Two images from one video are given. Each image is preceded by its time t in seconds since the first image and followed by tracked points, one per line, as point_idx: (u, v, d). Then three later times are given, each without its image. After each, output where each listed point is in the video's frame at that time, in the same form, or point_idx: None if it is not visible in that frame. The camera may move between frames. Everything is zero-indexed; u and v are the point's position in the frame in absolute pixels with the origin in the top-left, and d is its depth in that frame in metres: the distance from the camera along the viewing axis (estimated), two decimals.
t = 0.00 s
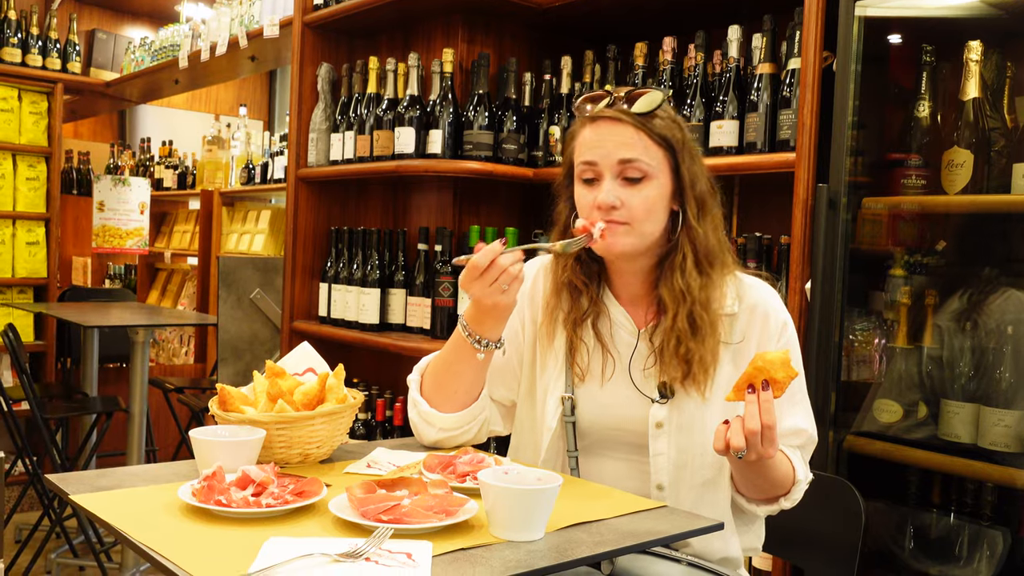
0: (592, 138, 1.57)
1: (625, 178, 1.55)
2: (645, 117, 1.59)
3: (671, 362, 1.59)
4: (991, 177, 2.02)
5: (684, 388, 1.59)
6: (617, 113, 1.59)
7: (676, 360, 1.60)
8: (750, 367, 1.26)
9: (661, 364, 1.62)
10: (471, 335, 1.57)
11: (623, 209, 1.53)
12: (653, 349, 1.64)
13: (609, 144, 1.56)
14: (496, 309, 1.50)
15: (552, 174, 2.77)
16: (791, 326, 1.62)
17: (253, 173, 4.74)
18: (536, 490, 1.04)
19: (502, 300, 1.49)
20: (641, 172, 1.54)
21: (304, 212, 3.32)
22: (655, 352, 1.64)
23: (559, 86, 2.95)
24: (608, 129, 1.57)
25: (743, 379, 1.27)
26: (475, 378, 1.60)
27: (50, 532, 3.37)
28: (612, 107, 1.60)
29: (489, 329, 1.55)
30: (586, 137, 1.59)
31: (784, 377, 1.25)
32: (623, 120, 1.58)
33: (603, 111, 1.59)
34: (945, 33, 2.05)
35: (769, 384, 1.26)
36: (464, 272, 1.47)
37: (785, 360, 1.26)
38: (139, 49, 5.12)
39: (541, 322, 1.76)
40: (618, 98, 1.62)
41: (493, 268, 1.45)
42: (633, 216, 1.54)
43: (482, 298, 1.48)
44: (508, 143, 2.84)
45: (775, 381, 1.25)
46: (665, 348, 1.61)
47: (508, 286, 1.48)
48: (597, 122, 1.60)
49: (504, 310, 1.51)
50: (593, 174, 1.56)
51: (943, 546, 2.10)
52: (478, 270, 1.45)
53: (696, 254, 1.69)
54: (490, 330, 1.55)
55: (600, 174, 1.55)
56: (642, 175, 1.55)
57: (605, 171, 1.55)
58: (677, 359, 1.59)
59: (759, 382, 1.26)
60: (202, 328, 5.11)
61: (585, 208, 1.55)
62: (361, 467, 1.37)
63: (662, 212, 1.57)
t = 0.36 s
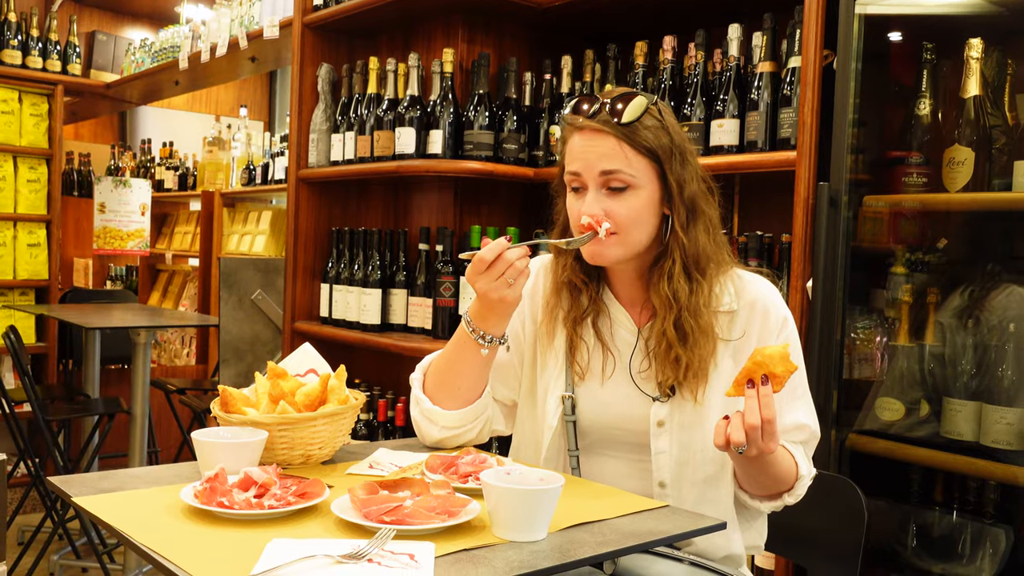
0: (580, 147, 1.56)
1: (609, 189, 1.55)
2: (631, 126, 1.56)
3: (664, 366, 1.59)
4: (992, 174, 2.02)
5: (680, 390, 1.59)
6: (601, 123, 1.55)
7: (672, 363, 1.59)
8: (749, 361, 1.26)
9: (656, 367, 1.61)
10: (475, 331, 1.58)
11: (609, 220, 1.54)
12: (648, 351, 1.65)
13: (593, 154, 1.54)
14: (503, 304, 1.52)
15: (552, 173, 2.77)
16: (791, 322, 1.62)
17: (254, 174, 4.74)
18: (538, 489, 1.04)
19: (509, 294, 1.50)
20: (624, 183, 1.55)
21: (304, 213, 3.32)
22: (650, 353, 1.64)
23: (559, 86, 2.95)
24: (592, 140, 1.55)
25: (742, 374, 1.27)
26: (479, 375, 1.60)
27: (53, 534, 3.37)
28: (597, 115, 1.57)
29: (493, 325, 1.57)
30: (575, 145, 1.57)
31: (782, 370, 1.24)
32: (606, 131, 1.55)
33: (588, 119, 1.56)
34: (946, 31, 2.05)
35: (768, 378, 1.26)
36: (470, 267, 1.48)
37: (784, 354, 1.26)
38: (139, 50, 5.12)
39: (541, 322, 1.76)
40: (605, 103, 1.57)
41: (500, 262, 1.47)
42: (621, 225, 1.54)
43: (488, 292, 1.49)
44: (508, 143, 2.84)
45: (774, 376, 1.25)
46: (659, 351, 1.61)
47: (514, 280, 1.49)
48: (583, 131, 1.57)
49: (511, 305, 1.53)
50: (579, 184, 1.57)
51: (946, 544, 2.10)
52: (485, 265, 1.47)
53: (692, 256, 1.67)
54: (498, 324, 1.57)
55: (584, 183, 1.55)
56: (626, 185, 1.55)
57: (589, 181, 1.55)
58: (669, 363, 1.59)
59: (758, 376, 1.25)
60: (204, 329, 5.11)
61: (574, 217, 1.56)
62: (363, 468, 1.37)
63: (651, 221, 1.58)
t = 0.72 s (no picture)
0: (587, 145, 1.56)
1: (624, 184, 1.55)
2: (641, 122, 1.57)
3: (669, 363, 1.59)
4: (993, 173, 2.02)
5: (684, 388, 1.59)
6: (611, 118, 1.56)
7: (675, 362, 1.59)
8: (751, 361, 1.25)
9: (660, 365, 1.61)
10: (474, 329, 1.58)
11: (623, 216, 1.54)
12: (651, 349, 1.64)
13: (604, 150, 1.55)
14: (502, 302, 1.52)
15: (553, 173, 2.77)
16: (793, 321, 1.63)
17: (255, 174, 4.75)
18: (538, 491, 1.04)
19: (508, 291, 1.50)
20: (638, 178, 1.55)
21: (306, 214, 3.32)
22: (654, 351, 1.63)
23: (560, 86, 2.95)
24: (602, 135, 1.55)
25: (744, 373, 1.27)
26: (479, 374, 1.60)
27: (54, 535, 3.37)
28: (606, 113, 1.58)
29: (492, 323, 1.57)
30: (582, 143, 1.58)
31: (784, 369, 1.24)
32: (617, 126, 1.56)
33: (597, 116, 1.57)
34: (947, 30, 2.05)
35: (770, 378, 1.25)
36: (468, 265, 1.49)
37: (787, 353, 1.24)
38: (140, 51, 5.13)
39: (542, 323, 1.76)
40: (613, 101, 1.58)
41: (499, 258, 1.48)
42: (634, 221, 1.54)
43: (487, 290, 1.49)
44: (509, 143, 2.84)
45: (776, 375, 1.24)
46: (664, 348, 1.61)
47: (513, 277, 1.49)
48: (591, 128, 1.58)
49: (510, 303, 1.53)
50: (591, 181, 1.57)
51: (949, 544, 2.10)
52: (483, 261, 1.47)
53: (694, 255, 1.69)
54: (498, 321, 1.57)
55: (598, 181, 1.56)
56: (640, 179, 1.55)
57: (602, 177, 1.55)
58: (674, 360, 1.59)
59: (760, 376, 1.25)
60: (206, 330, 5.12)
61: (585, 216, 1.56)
62: (365, 469, 1.37)
63: (662, 217, 1.58)
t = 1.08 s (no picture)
0: (606, 136, 1.57)
1: (647, 176, 1.55)
2: (664, 116, 1.60)
3: (673, 360, 1.59)
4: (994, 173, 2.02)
5: (686, 385, 1.59)
6: (633, 110, 1.58)
7: (677, 360, 1.60)
8: (754, 361, 1.27)
9: (662, 362, 1.62)
10: (467, 329, 1.56)
11: (645, 207, 1.53)
12: (654, 346, 1.64)
13: (628, 140, 1.55)
14: (492, 301, 1.49)
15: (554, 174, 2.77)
16: (794, 319, 1.62)
17: (256, 175, 4.75)
18: (539, 491, 1.04)
19: (495, 290, 1.46)
20: (662, 170, 1.55)
21: (306, 215, 3.32)
22: (657, 348, 1.63)
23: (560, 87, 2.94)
24: (621, 126, 1.57)
25: (747, 374, 1.28)
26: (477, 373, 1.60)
27: (56, 536, 3.37)
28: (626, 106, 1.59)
29: (484, 322, 1.54)
30: (600, 135, 1.58)
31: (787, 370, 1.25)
32: (641, 117, 1.58)
33: (617, 108, 1.58)
34: (947, 30, 2.05)
35: (773, 378, 1.26)
36: (453, 266, 1.43)
37: (789, 354, 1.26)
38: (140, 53, 5.14)
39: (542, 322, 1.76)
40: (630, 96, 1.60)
41: (483, 259, 1.42)
42: (656, 214, 1.53)
43: (474, 291, 1.45)
44: (510, 143, 2.83)
45: (779, 375, 1.25)
46: (668, 345, 1.60)
47: (499, 276, 1.45)
48: (610, 121, 1.59)
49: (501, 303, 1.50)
50: (613, 172, 1.56)
51: (951, 544, 2.09)
52: (467, 264, 1.42)
53: (701, 253, 1.69)
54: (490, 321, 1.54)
55: (621, 171, 1.55)
56: (662, 172, 1.55)
57: (627, 168, 1.55)
58: (678, 356, 1.59)
59: (763, 376, 1.26)
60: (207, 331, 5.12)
61: (607, 207, 1.55)
62: (366, 470, 1.37)
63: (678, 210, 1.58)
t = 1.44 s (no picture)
0: (631, 122, 1.60)
1: (667, 165, 1.58)
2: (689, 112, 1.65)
3: (676, 364, 1.60)
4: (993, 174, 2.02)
5: (687, 390, 1.60)
6: (659, 103, 1.63)
7: (680, 363, 1.60)
8: (762, 373, 1.24)
9: (664, 366, 1.62)
10: (452, 329, 1.55)
11: (663, 193, 1.53)
12: (657, 350, 1.64)
13: (652, 127, 1.59)
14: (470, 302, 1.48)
15: (553, 174, 2.77)
16: (794, 329, 1.63)
17: (256, 176, 4.76)
18: (538, 492, 1.04)
19: (468, 291, 1.45)
20: (681, 161, 1.58)
21: (306, 216, 3.32)
22: (660, 352, 1.63)
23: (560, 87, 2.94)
24: (647, 115, 1.61)
25: (755, 387, 1.26)
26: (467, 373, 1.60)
27: (56, 538, 3.36)
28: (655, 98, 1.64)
29: (468, 322, 1.53)
30: (625, 122, 1.62)
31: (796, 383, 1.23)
32: (669, 110, 1.63)
33: (644, 100, 1.63)
34: (946, 30, 2.05)
35: (781, 392, 1.25)
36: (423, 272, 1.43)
37: (798, 367, 1.24)
38: (140, 54, 5.14)
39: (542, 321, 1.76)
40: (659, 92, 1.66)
41: (451, 262, 1.41)
42: (671, 202, 1.54)
43: (448, 294, 1.44)
44: (509, 144, 2.84)
45: (788, 389, 1.24)
46: (672, 349, 1.61)
47: (470, 277, 1.43)
48: (637, 109, 1.64)
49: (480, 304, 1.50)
50: (634, 156, 1.58)
51: (951, 544, 2.09)
52: (435, 268, 1.42)
53: (712, 257, 1.72)
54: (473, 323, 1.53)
55: (642, 156, 1.58)
56: (682, 164, 1.58)
57: (649, 153, 1.58)
58: (682, 360, 1.60)
59: (771, 389, 1.25)
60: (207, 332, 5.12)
61: (624, 188, 1.56)
62: (365, 471, 1.37)
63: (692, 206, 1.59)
